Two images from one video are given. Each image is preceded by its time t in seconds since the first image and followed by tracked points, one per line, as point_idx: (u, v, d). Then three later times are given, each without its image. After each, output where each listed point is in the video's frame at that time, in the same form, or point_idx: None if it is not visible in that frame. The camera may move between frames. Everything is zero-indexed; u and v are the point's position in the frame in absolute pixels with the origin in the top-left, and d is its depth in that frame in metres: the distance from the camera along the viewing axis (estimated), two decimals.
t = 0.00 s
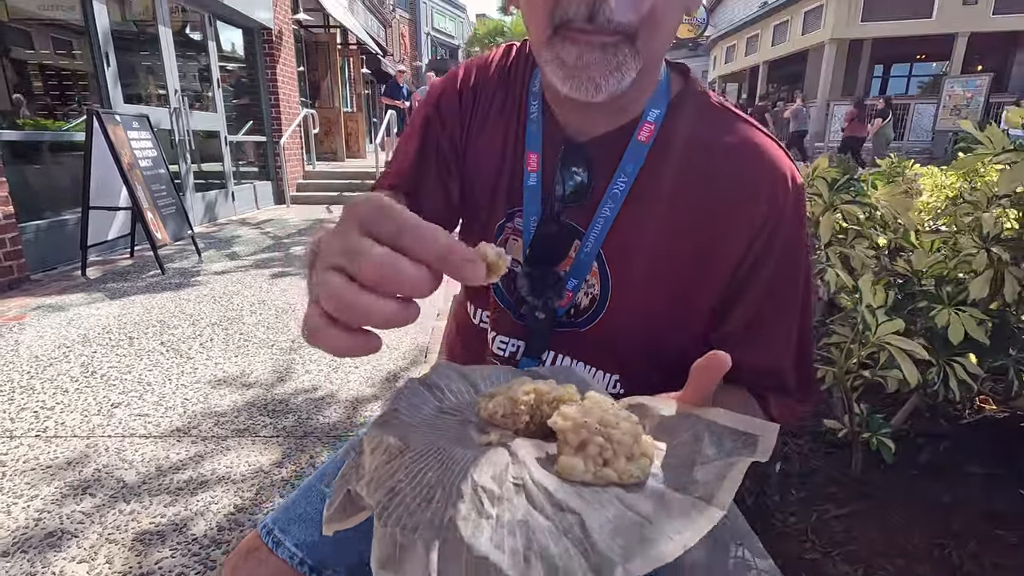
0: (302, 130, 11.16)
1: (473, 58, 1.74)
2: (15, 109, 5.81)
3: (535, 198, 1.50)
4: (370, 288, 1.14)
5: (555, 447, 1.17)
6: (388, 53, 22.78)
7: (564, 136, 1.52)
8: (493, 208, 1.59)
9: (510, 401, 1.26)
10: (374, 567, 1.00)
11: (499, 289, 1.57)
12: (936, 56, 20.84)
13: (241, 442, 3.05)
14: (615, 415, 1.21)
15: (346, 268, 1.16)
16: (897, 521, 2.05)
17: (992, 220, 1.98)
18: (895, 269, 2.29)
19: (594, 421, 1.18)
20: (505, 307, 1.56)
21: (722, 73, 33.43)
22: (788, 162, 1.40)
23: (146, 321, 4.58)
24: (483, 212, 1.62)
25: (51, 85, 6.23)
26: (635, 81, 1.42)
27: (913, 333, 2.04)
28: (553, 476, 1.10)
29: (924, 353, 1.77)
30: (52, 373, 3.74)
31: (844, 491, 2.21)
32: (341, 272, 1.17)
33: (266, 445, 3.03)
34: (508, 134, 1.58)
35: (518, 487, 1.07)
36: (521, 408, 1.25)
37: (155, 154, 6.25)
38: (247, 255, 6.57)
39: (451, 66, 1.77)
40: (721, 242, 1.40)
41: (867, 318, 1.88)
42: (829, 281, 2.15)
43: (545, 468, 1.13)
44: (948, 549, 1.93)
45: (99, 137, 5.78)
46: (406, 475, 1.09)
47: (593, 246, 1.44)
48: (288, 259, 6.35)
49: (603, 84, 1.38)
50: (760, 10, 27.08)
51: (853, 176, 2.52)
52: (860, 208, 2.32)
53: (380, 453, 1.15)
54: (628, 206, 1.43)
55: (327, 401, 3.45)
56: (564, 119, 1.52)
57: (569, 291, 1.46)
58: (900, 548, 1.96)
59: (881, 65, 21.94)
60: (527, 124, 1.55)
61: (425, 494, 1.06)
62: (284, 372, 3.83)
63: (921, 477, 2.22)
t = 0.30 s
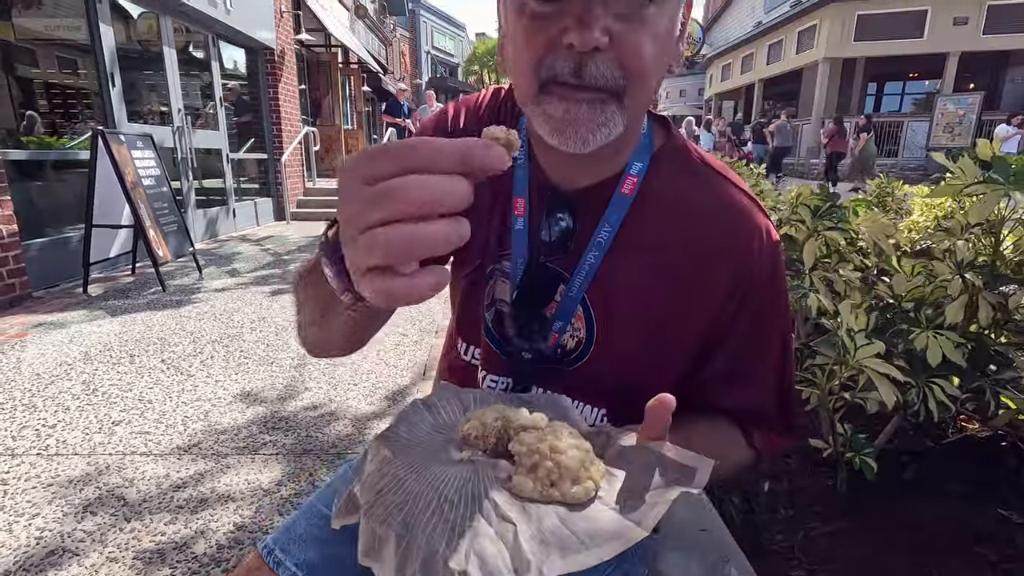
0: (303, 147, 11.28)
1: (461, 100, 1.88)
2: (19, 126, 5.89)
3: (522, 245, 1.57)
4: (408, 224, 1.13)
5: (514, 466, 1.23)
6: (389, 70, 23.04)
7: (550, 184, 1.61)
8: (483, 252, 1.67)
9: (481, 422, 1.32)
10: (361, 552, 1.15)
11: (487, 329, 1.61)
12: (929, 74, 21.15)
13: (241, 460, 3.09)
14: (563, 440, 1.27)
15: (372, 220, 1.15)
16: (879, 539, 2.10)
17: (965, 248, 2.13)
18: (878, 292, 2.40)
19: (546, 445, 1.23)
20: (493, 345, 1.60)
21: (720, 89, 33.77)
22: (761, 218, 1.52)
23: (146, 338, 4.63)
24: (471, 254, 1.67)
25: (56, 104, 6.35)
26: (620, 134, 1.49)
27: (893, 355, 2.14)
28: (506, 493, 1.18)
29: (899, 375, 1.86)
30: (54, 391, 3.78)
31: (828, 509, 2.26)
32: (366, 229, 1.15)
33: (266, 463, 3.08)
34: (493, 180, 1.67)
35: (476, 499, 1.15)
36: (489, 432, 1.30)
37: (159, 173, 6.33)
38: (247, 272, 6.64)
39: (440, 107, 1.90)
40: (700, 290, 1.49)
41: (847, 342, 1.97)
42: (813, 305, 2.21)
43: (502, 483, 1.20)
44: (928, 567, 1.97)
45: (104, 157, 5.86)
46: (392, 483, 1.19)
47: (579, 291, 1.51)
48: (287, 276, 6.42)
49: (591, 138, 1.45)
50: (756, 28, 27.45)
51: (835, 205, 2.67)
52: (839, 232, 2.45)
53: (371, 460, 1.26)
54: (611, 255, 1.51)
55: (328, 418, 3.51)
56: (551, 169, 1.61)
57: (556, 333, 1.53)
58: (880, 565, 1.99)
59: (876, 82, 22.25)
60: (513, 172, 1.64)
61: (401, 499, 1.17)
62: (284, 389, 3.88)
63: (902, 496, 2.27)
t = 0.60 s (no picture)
0: (303, 160, 11.36)
1: (457, 118, 1.92)
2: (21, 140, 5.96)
3: (520, 270, 1.61)
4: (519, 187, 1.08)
5: (535, 488, 1.24)
6: (388, 83, 23.24)
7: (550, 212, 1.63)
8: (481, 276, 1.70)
9: (500, 444, 1.31)
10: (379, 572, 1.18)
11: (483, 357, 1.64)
12: (923, 88, 21.35)
13: (241, 473, 3.10)
14: (582, 463, 1.28)
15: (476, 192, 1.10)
16: (881, 552, 2.10)
17: (958, 264, 2.19)
18: (875, 305, 2.42)
19: (565, 469, 1.23)
20: (488, 371, 1.62)
21: (717, 103, 34.02)
22: (761, 252, 1.54)
23: (146, 351, 4.64)
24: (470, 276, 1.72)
25: (60, 116, 6.33)
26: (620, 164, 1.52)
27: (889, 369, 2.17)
28: (528, 519, 1.18)
29: (896, 390, 1.87)
30: (54, 404, 3.79)
31: (829, 523, 2.27)
32: (468, 202, 1.10)
33: (266, 476, 3.08)
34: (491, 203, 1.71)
35: (498, 524, 1.15)
36: (506, 454, 1.29)
37: (161, 186, 6.37)
38: (247, 284, 6.67)
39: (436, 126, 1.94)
40: (698, 321, 1.51)
41: (843, 357, 1.99)
42: (809, 320, 2.24)
43: (523, 508, 1.21)
44: None
45: (106, 170, 5.90)
46: (410, 504, 1.20)
47: (575, 321, 1.54)
48: (286, 288, 6.45)
49: (590, 171, 1.46)
50: (753, 43, 27.72)
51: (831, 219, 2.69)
52: (831, 247, 2.47)
53: (388, 480, 1.27)
54: (609, 285, 1.54)
55: (328, 433, 3.51)
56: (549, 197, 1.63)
57: (553, 361, 1.55)
58: None
59: (871, 96, 22.45)
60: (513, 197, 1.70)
61: (420, 522, 1.17)
62: (284, 403, 3.89)
63: (900, 509, 2.29)
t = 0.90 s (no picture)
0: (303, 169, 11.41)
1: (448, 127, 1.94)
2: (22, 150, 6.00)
3: (508, 283, 1.58)
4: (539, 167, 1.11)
5: (517, 511, 1.20)
6: (389, 94, 23.37)
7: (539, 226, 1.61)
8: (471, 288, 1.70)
9: (482, 464, 1.28)
10: None
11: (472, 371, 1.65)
12: (920, 100, 21.49)
13: (237, 484, 3.08)
14: (571, 486, 1.24)
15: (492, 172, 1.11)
16: (882, 564, 2.08)
17: (955, 274, 2.18)
18: (872, 315, 2.41)
19: (547, 491, 1.20)
20: (477, 386, 1.63)
21: (715, 114, 34.22)
22: (754, 269, 1.54)
23: (144, 360, 4.63)
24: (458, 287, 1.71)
25: (60, 126, 6.33)
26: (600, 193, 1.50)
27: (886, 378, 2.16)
28: (506, 542, 1.14)
29: (893, 400, 1.86)
30: (50, 414, 3.77)
31: (829, 534, 2.25)
32: (482, 190, 1.12)
33: (262, 487, 3.06)
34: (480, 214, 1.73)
35: (474, 548, 1.11)
36: (488, 474, 1.26)
37: (160, 196, 6.37)
38: (245, 294, 6.66)
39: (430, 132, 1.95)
40: (691, 339, 1.51)
41: (841, 368, 1.97)
42: (806, 329, 2.23)
43: (503, 530, 1.17)
44: None
45: (105, 180, 5.90)
46: (388, 524, 1.17)
47: (565, 337, 1.53)
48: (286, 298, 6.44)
49: (573, 196, 1.45)
50: (751, 55, 27.96)
51: (828, 229, 2.69)
52: (830, 256, 2.46)
53: (369, 499, 1.24)
54: (601, 302, 1.53)
55: (324, 443, 3.49)
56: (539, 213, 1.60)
57: (541, 378, 1.54)
58: None
59: (868, 107, 22.59)
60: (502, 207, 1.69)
61: (398, 544, 1.14)
62: (280, 413, 3.86)
63: (901, 520, 2.27)
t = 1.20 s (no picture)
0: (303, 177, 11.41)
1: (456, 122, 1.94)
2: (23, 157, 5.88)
3: (507, 280, 1.63)
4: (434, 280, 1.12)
5: (538, 519, 1.18)
6: (390, 102, 23.43)
7: (541, 222, 1.67)
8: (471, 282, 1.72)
9: (493, 472, 1.26)
10: None
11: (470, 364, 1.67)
12: (917, 108, 21.58)
13: (235, 492, 3.05)
14: (593, 490, 1.24)
15: (392, 262, 1.10)
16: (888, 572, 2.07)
17: (959, 280, 2.17)
18: (875, 321, 2.40)
19: (573, 493, 1.20)
20: (475, 381, 1.65)
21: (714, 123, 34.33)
22: (756, 264, 1.53)
23: (143, 368, 4.61)
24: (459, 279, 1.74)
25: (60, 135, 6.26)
26: (614, 188, 1.54)
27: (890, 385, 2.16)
28: (533, 552, 1.10)
29: (898, 406, 1.85)
30: (47, 421, 3.74)
31: (835, 543, 2.23)
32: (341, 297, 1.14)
33: (260, 495, 3.03)
34: (483, 217, 1.74)
35: (496, 561, 1.07)
36: (503, 480, 1.25)
37: (160, 204, 6.35)
38: (245, 301, 6.64)
39: (435, 131, 1.93)
40: (689, 334, 1.51)
41: (845, 373, 1.98)
42: (810, 336, 2.21)
43: (526, 542, 1.14)
44: None
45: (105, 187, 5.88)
46: (385, 543, 1.10)
47: (563, 333, 1.56)
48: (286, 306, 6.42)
49: (587, 188, 1.49)
50: (749, 64, 28.09)
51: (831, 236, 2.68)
52: (833, 266, 2.43)
53: (358, 519, 1.17)
54: (599, 297, 1.55)
55: (324, 451, 3.46)
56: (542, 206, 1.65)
57: (539, 374, 1.57)
58: None
59: (866, 116, 22.67)
60: (505, 204, 1.71)
61: (400, 565, 1.07)
62: (280, 420, 3.84)
63: (907, 528, 2.25)
